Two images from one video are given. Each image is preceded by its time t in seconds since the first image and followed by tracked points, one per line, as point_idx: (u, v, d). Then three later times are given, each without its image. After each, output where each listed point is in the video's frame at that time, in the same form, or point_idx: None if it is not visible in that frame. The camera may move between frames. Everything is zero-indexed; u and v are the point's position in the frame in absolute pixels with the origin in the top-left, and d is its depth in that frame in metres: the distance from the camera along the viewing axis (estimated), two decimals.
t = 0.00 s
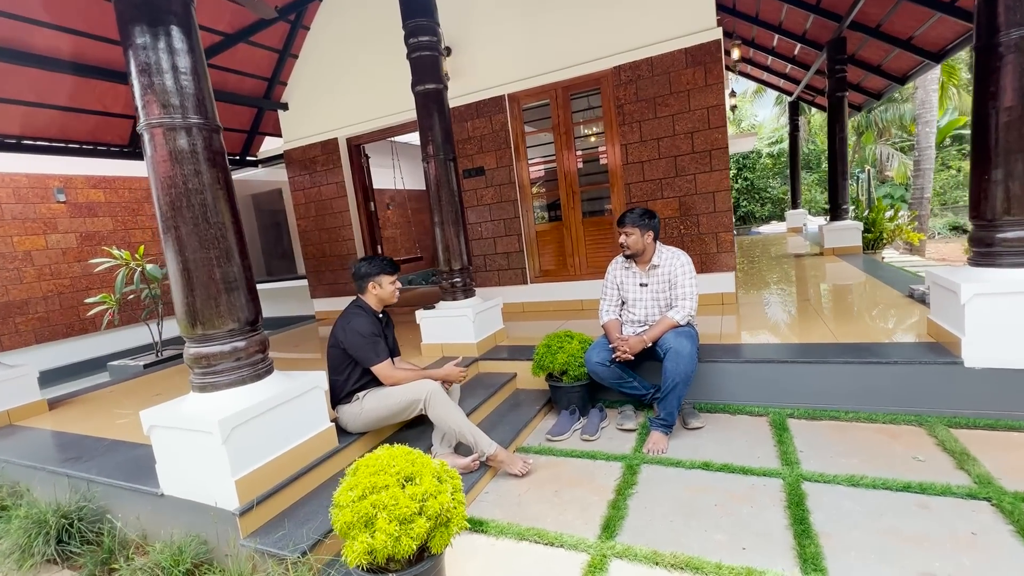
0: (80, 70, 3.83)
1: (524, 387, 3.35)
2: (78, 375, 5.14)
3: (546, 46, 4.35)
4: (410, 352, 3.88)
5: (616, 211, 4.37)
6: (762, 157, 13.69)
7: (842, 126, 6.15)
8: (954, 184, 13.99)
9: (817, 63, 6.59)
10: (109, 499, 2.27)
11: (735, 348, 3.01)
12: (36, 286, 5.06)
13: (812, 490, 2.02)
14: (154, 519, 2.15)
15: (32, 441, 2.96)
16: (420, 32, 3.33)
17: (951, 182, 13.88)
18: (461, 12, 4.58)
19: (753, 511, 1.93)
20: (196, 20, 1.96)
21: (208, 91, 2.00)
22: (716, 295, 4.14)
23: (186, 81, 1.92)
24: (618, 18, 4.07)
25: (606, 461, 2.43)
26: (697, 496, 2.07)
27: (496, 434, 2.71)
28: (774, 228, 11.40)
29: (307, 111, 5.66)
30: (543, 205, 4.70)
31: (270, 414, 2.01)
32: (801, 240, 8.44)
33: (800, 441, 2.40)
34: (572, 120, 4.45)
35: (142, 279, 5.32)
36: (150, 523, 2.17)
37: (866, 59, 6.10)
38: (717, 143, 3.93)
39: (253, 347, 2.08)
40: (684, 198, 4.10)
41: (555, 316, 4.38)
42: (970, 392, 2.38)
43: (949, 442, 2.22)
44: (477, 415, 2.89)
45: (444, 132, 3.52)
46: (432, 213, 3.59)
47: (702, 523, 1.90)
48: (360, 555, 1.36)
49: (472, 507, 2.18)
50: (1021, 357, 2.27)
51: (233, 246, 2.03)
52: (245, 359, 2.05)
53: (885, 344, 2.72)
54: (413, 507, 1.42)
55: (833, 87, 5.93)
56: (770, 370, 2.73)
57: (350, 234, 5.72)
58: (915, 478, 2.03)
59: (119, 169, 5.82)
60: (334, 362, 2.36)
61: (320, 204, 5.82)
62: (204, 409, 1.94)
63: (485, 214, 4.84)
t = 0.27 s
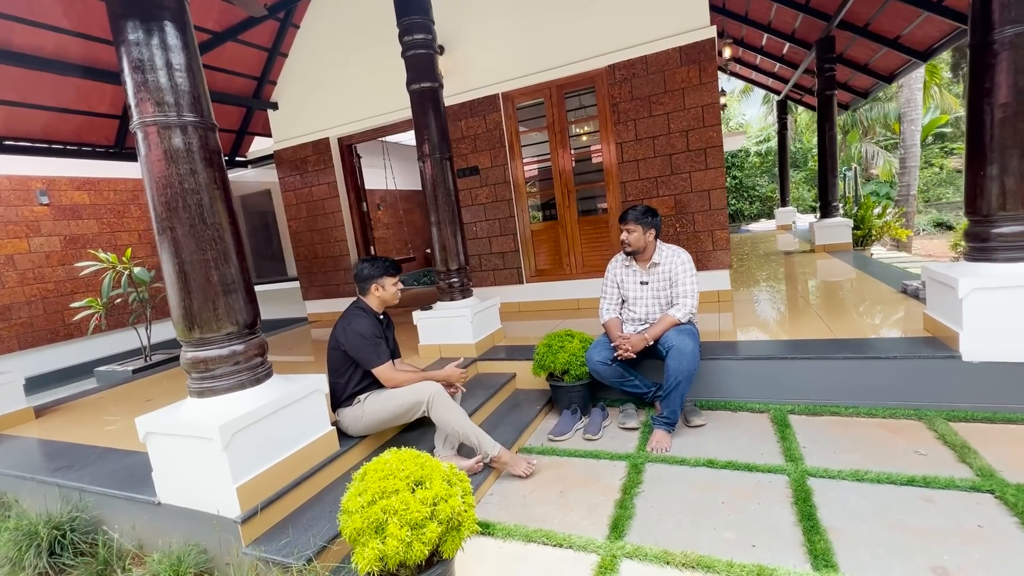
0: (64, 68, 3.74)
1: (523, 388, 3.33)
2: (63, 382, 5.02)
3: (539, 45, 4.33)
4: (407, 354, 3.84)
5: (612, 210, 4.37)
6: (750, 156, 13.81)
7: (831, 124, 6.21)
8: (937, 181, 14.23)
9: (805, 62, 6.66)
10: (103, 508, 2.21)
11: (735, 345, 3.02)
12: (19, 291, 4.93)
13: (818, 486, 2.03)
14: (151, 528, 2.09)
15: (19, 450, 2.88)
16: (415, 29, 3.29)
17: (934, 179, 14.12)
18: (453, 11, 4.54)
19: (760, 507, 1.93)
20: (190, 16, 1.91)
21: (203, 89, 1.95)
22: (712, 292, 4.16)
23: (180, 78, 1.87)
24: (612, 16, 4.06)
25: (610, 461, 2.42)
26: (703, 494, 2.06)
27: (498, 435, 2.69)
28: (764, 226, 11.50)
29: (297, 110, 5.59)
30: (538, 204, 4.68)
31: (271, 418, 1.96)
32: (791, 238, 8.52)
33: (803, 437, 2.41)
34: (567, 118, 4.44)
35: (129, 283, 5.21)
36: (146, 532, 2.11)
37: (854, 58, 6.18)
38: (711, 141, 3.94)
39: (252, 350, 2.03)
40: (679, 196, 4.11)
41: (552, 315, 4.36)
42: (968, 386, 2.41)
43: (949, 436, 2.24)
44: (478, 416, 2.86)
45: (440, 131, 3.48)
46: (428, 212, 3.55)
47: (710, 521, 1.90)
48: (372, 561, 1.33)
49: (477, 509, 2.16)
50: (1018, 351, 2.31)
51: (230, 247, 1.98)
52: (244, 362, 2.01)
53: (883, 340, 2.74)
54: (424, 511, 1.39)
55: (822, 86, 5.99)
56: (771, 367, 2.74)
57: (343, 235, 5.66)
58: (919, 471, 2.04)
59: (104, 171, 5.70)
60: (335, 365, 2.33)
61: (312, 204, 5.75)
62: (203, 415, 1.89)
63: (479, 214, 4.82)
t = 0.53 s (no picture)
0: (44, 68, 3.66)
1: (518, 388, 3.33)
2: (45, 390, 4.90)
3: (529, 45, 4.33)
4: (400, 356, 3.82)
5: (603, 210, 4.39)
6: (735, 155, 13.96)
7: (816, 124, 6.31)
8: (917, 179, 14.53)
9: (789, 63, 6.76)
10: (94, 518, 2.17)
11: (728, 342, 3.05)
12: None
13: (813, 480, 2.06)
14: (143, 537, 2.05)
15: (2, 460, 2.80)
16: (406, 29, 3.27)
17: (914, 177, 14.41)
18: (443, 11, 4.53)
19: (758, 503, 1.95)
20: (179, 15, 1.88)
21: (194, 89, 1.92)
22: (703, 290, 4.20)
23: (170, 78, 1.83)
24: (602, 17, 4.08)
25: (608, 459, 2.43)
26: (701, 491, 2.08)
27: (495, 436, 2.69)
28: (750, 224, 11.63)
29: (284, 111, 5.53)
30: (529, 204, 4.69)
31: (267, 423, 1.94)
32: (777, 236, 8.64)
33: (797, 432, 2.45)
34: (557, 119, 4.45)
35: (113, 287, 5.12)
36: (138, 542, 2.07)
37: (837, 59, 6.28)
38: (701, 140, 3.98)
39: (246, 354, 2.01)
40: (670, 195, 4.14)
41: (544, 315, 4.37)
42: (955, 380, 2.47)
43: (938, 428, 2.29)
44: (474, 417, 2.86)
45: (432, 131, 3.47)
46: (420, 213, 3.54)
47: (709, 517, 1.91)
48: (375, 566, 1.32)
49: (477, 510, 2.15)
50: (1002, 344, 2.36)
51: (223, 250, 1.95)
52: (238, 367, 1.98)
53: (872, 335, 2.79)
54: (428, 514, 1.38)
55: (806, 86, 6.08)
56: (764, 363, 2.77)
57: (332, 237, 5.61)
58: (911, 464, 2.08)
59: (85, 173, 5.58)
60: (330, 368, 2.31)
61: (300, 206, 5.69)
62: (197, 421, 1.86)
63: (471, 214, 4.81)
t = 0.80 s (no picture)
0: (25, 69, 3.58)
1: (513, 387, 3.34)
2: (26, 398, 4.78)
3: (519, 47, 4.36)
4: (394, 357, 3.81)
5: (594, 210, 4.43)
6: (720, 156, 14.15)
7: (799, 124, 6.43)
8: (895, 178, 14.86)
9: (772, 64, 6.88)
10: (87, 527, 2.13)
11: (720, 339, 3.11)
12: None
13: (807, 472, 2.11)
14: (139, 545, 2.02)
15: None
16: (397, 30, 3.27)
17: (893, 176, 14.74)
18: (432, 12, 4.53)
19: (755, 495, 2.00)
20: (173, 15, 1.86)
21: (189, 90, 1.90)
22: (693, 288, 4.26)
23: (165, 79, 1.81)
24: (591, 19, 4.12)
25: (606, 456, 2.45)
26: (699, 485, 2.12)
27: (492, 435, 2.70)
28: (735, 223, 11.79)
29: (271, 113, 5.48)
30: (520, 204, 4.71)
31: (266, 426, 1.92)
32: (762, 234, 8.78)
33: (790, 426, 2.50)
34: (548, 120, 4.47)
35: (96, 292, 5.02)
36: (134, 550, 2.04)
37: (819, 60, 6.42)
38: (690, 141, 4.04)
39: (244, 358, 1.99)
40: (660, 195, 4.19)
41: (537, 315, 4.39)
42: (940, 372, 2.54)
43: (925, 419, 2.35)
44: (472, 418, 2.87)
45: (424, 132, 3.47)
46: (413, 215, 3.53)
47: (708, 510, 1.95)
48: (384, 566, 1.32)
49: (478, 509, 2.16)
50: (984, 337, 2.45)
51: (219, 253, 1.93)
52: (236, 370, 1.96)
53: (859, 330, 2.86)
54: (436, 513, 1.38)
55: (789, 87, 6.20)
56: (756, 359, 2.83)
57: (322, 240, 5.58)
58: (900, 454, 2.14)
59: (66, 176, 5.46)
60: (328, 370, 2.31)
61: (289, 208, 5.64)
62: (196, 425, 1.84)
63: (462, 215, 4.81)
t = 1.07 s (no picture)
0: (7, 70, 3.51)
1: (510, 387, 3.36)
2: (10, 406, 4.68)
3: (510, 49, 4.38)
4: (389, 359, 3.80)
5: (586, 211, 4.47)
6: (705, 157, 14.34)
7: (784, 126, 6.55)
8: (874, 178, 15.19)
9: (757, 67, 7.01)
10: (83, 535, 2.10)
11: (713, 336, 3.16)
12: None
13: (802, 465, 2.16)
14: (138, 553, 2.00)
15: None
16: (390, 32, 3.27)
17: (872, 176, 15.06)
18: (423, 14, 4.54)
19: (752, 488, 2.04)
20: (171, 17, 1.85)
21: (187, 91, 1.89)
22: (685, 287, 4.32)
23: (163, 81, 1.80)
24: (581, 22, 4.17)
25: (605, 453, 2.48)
26: (699, 480, 2.15)
27: (492, 435, 2.71)
28: (721, 223, 11.95)
29: (260, 114, 5.43)
30: (512, 205, 4.73)
31: (268, 429, 1.91)
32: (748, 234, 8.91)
33: (783, 421, 2.55)
34: (539, 121, 4.50)
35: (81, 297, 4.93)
36: (133, 557, 2.01)
37: (802, 63, 6.55)
38: (680, 142, 4.10)
39: (244, 361, 1.98)
40: (651, 195, 4.24)
41: (531, 316, 4.42)
42: (926, 366, 2.62)
43: (913, 412, 2.42)
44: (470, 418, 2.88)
45: (418, 133, 3.47)
46: (407, 217, 3.54)
47: (708, 504, 1.98)
48: (396, 565, 1.33)
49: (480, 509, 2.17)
50: (968, 331, 2.53)
51: (219, 256, 1.92)
52: (237, 374, 1.95)
53: (848, 326, 2.93)
54: (446, 511, 1.40)
55: (774, 89, 6.31)
56: (750, 356, 2.89)
57: (312, 242, 5.54)
58: (891, 446, 2.20)
59: (48, 179, 5.35)
60: (328, 372, 2.31)
61: (278, 211, 5.60)
62: (197, 429, 1.83)
63: (454, 217, 4.82)
